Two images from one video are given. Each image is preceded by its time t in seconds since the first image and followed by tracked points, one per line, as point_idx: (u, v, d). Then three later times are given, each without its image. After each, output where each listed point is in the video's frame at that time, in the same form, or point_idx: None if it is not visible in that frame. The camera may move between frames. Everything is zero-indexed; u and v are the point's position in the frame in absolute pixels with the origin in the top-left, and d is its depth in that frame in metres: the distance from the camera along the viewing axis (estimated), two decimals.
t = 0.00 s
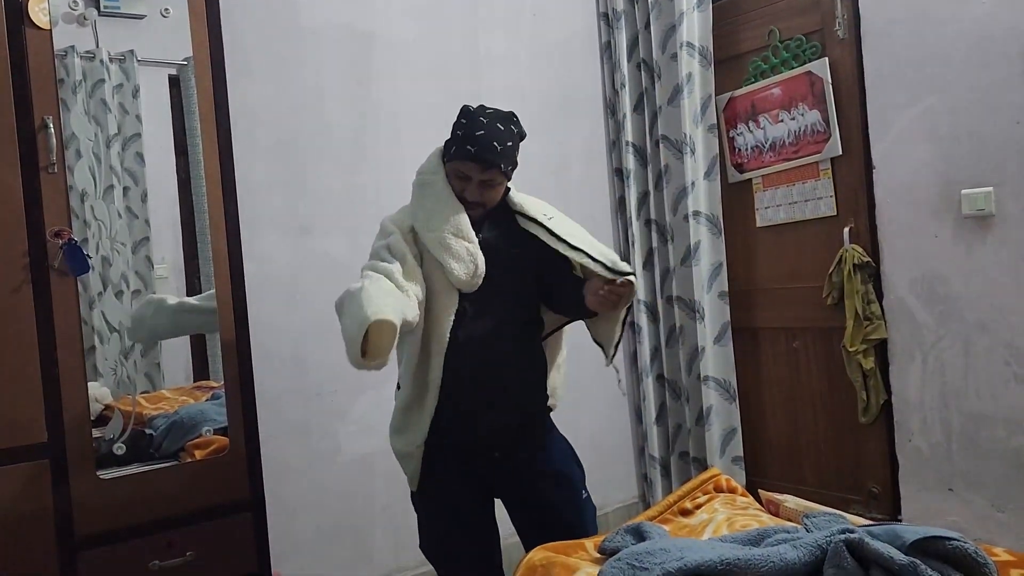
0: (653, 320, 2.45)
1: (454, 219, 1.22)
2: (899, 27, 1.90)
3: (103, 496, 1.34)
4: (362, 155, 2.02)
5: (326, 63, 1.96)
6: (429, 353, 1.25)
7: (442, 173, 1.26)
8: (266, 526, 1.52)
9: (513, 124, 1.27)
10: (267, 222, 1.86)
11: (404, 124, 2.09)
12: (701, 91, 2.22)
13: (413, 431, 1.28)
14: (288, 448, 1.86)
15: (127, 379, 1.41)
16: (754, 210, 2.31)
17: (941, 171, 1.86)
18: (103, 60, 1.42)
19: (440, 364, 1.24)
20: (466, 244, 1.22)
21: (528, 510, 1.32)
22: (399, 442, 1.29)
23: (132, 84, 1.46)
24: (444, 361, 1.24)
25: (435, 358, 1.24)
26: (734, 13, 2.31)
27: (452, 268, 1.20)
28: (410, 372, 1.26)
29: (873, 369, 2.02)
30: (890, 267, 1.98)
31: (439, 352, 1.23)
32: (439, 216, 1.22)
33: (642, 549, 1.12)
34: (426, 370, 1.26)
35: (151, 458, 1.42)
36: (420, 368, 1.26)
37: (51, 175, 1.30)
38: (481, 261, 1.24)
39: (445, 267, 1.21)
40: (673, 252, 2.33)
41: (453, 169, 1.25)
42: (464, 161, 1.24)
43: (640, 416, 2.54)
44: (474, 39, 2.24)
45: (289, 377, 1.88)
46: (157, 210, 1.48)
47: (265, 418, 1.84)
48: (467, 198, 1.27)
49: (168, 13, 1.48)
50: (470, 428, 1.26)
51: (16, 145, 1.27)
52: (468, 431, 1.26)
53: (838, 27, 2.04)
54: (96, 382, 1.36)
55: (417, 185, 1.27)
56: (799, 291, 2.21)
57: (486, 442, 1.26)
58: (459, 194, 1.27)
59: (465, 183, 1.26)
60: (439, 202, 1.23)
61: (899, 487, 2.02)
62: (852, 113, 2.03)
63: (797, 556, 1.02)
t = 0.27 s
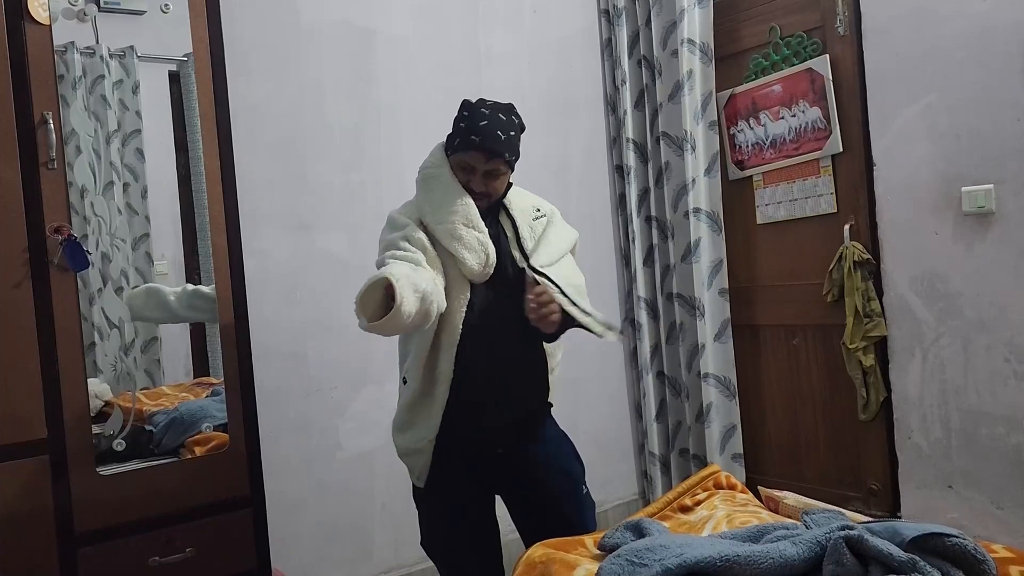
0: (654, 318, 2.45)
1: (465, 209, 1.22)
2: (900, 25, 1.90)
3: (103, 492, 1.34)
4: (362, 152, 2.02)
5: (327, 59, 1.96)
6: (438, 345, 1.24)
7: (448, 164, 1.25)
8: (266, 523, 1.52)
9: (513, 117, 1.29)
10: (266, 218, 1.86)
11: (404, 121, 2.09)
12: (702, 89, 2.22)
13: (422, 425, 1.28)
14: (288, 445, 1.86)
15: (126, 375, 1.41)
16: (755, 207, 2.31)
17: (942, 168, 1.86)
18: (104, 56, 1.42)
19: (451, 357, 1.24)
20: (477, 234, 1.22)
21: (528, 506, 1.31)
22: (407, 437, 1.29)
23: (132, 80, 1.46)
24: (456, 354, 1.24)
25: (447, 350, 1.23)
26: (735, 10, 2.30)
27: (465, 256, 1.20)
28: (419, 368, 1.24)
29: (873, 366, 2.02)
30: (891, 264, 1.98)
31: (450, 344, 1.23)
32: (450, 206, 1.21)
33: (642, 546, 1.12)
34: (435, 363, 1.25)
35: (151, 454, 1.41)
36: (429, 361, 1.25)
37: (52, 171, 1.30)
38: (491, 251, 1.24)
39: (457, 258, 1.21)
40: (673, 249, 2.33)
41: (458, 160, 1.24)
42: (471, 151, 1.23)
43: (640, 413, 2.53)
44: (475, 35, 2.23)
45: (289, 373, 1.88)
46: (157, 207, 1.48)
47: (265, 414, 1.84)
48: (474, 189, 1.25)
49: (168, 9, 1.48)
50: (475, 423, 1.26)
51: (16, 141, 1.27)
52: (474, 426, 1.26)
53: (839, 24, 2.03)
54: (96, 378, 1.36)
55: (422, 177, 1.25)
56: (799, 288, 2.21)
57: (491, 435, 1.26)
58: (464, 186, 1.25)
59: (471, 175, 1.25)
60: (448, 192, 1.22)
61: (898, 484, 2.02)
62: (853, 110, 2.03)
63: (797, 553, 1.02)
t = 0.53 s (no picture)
0: (655, 316, 2.45)
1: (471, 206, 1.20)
2: (901, 23, 1.90)
3: (105, 490, 1.35)
4: (363, 150, 2.02)
5: (328, 57, 1.96)
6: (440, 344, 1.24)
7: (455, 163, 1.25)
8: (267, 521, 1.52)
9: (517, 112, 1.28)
10: (268, 216, 1.86)
11: (406, 119, 2.09)
12: (703, 87, 2.21)
13: (425, 423, 1.28)
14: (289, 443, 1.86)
15: (127, 373, 1.42)
16: (756, 206, 2.31)
17: (943, 167, 1.85)
18: (105, 55, 1.43)
19: (452, 355, 1.23)
20: (482, 231, 1.19)
21: (529, 505, 1.31)
22: (411, 434, 1.30)
23: (134, 78, 1.46)
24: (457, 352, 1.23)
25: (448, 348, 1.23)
26: (736, 8, 2.30)
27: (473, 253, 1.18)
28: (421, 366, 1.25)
29: (874, 365, 2.02)
30: (893, 263, 1.98)
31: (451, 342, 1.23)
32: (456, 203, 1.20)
33: (643, 544, 1.12)
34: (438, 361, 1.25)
35: (153, 452, 1.42)
36: (431, 359, 1.25)
37: (53, 169, 1.30)
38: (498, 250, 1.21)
39: (463, 256, 1.18)
40: (674, 247, 2.33)
41: (464, 158, 1.24)
42: (475, 148, 1.22)
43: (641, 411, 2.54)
44: (476, 34, 2.23)
45: (290, 371, 1.89)
46: (159, 205, 1.48)
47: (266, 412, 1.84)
48: (480, 186, 1.25)
49: (169, 7, 1.48)
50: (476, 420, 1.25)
51: (18, 140, 1.27)
52: (475, 426, 1.26)
53: (841, 22, 2.03)
54: (98, 376, 1.36)
55: (427, 176, 1.25)
56: (800, 286, 2.21)
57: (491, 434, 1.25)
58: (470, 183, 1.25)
59: (477, 172, 1.24)
60: (454, 190, 1.21)
61: (899, 482, 2.02)
62: (854, 108, 2.03)
63: (798, 551, 1.02)
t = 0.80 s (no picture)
0: (655, 314, 2.45)
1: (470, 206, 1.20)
2: (902, 21, 1.90)
3: (105, 488, 1.35)
4: (363, 148, 2.02)
5: (328, 56, 1.96)
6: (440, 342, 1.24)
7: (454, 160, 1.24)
8: (267, 518, 1.52)
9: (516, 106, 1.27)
10: (268, 214, 1.86)
11: (406, 118, 2.09)
12: (704, 85, 2.21)
13: (425, 424, 1.27)
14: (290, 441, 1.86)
15: (128, 372, 1.41)
16: (756, 204, 2.31)
17: (944, 165, 1.85)
18: (105, 53, 1.42)
19: (451, 352, 1.23)
20: (480, 230, 1.20)
21: (527, 503, 1.31)
22: (410, 436, 1.28)
23: (134, 77, 1.46)
24: (456, 349, 1.23)
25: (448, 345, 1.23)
26: (737, 6, 2.30)
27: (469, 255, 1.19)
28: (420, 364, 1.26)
29: (875, 363, 2.02)
30: (894, 261, 1.98)
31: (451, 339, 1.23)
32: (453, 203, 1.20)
33: (643, 541, 1.12)
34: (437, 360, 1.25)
35: (155, 450, 1.42)
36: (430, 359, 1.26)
37: (54, 167, 1.30)
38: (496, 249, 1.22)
39: (461, 255, 1.19)
40: (675, 245, 2.33)
41: (464, 154, 1.24)
42: (475, 144, 1.22)
43: (642, 410, 2.54)
44: (476, 32, 2.23)
45: (291, 370, 1.89)
46: (159, 203, 1.48)
47: (266, 411, 1.84)
48: (481, 182, 1.25)
49: (170, 5, 1.48)
50: (475, 418, 1.25)
51: (18, 138, 1.27)
52: (473, 425, 1.25)
53: (842, 20, 2.03)
54: (100, 375, 1.36)
55: (426, 174, 1.25)
56: (802, 284, 2.21)
57: (489, 433, 1.25)
58: (471, 179, 1.25)
59: (477, 167, 1.24)
60: (452, 190, 1.21)
61: (900, 480, 2.02)
62: (855, 106, 2.03)
63: (798, 549, 1.02)
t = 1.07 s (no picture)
0: (659, 311, 2.45)
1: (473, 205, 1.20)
2: (906, 17, 1.89)
3: (110, 485, 1.35)
4: (367, 145, 2.02)
5: (332, 53, 1.96)
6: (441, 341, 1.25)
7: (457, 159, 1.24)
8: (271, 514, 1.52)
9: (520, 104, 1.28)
10: (272, 211, 1.87)
11: (409, 114, 2.09)
12: (707, 82, 2.21)
13: (425, 423, 1.28)
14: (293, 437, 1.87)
15: (132, 368, 1.42)
16: (760, 201, 2.31)
17: (948, 162, 1.85)
18: (109, 50, 1.42)
19: (452, 352, 1.24)
20: (483, 230, 1.20)
21: (530, 501, 1.31)
22: (409, 436, 1.29)
23: (138, 74, 1.47)
24: (457, 349, 1.24)
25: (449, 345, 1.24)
26: (740, 3, 2.30)
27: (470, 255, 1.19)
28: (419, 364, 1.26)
29: (878, 360, 2.02)
30: (897, 258, 1.98)
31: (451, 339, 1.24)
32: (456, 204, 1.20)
33: (647, 538, 1.12)
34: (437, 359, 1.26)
35: (159, 447, 1.42)
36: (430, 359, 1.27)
37: (58, 164, 1.30)
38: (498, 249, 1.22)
39: (463, 254, 1.19)
40: (679, 242, 2.34)
41: (469, 152, 1.24)
42: (480, 141, 1.23)
43: (645, 407, 2.54)
44: (479, 29, 2.23)
45: (295, 367, 1.89)
46: (163, 200, 1.48)
47: (270, 408, 1.84)
48: (486, 180, 1.25)
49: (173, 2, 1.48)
50: (476, 416, 1.26)
51: (22, 136, 1.27)
52: (474, 423, 1.26)
53: (845, 17, 2.03)
54: (104, 372, 1.36)
55: (431, 172, 1.25)
56: (805, 282, 2.20)
57: (491, 430, 1.25)
58: (476, 177, 1.25)
59: (482, 164, 1.24)
60: (454, 189, 1.21)
61: (903, 478, 2.02)
62: (859, 103, 2.02)
63: (802, 546, 1.02)
